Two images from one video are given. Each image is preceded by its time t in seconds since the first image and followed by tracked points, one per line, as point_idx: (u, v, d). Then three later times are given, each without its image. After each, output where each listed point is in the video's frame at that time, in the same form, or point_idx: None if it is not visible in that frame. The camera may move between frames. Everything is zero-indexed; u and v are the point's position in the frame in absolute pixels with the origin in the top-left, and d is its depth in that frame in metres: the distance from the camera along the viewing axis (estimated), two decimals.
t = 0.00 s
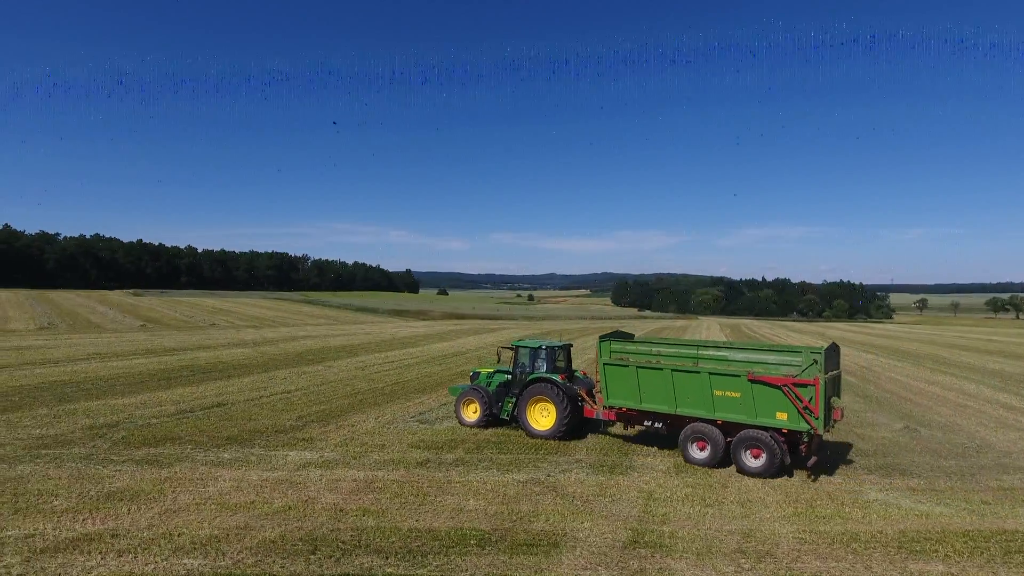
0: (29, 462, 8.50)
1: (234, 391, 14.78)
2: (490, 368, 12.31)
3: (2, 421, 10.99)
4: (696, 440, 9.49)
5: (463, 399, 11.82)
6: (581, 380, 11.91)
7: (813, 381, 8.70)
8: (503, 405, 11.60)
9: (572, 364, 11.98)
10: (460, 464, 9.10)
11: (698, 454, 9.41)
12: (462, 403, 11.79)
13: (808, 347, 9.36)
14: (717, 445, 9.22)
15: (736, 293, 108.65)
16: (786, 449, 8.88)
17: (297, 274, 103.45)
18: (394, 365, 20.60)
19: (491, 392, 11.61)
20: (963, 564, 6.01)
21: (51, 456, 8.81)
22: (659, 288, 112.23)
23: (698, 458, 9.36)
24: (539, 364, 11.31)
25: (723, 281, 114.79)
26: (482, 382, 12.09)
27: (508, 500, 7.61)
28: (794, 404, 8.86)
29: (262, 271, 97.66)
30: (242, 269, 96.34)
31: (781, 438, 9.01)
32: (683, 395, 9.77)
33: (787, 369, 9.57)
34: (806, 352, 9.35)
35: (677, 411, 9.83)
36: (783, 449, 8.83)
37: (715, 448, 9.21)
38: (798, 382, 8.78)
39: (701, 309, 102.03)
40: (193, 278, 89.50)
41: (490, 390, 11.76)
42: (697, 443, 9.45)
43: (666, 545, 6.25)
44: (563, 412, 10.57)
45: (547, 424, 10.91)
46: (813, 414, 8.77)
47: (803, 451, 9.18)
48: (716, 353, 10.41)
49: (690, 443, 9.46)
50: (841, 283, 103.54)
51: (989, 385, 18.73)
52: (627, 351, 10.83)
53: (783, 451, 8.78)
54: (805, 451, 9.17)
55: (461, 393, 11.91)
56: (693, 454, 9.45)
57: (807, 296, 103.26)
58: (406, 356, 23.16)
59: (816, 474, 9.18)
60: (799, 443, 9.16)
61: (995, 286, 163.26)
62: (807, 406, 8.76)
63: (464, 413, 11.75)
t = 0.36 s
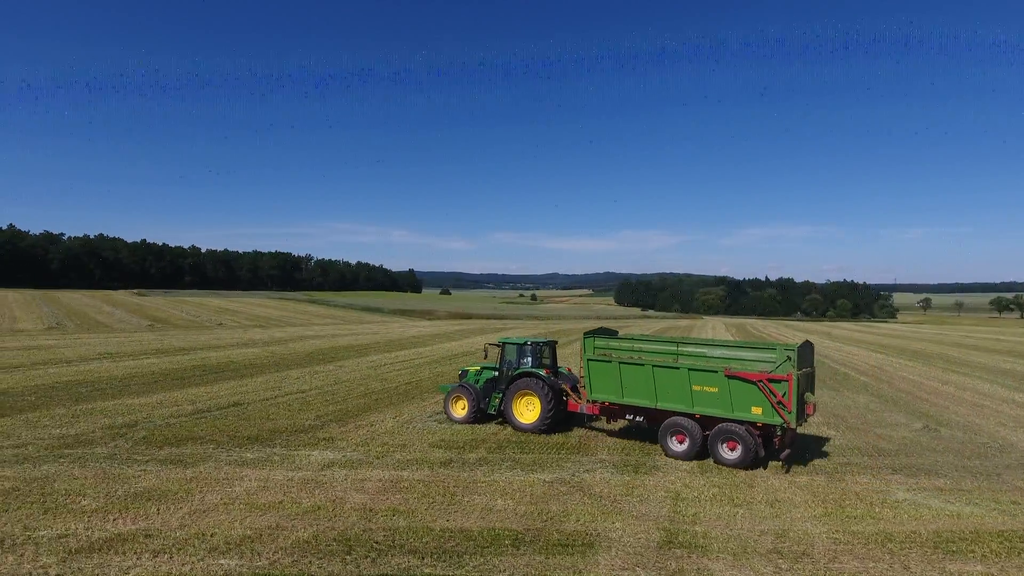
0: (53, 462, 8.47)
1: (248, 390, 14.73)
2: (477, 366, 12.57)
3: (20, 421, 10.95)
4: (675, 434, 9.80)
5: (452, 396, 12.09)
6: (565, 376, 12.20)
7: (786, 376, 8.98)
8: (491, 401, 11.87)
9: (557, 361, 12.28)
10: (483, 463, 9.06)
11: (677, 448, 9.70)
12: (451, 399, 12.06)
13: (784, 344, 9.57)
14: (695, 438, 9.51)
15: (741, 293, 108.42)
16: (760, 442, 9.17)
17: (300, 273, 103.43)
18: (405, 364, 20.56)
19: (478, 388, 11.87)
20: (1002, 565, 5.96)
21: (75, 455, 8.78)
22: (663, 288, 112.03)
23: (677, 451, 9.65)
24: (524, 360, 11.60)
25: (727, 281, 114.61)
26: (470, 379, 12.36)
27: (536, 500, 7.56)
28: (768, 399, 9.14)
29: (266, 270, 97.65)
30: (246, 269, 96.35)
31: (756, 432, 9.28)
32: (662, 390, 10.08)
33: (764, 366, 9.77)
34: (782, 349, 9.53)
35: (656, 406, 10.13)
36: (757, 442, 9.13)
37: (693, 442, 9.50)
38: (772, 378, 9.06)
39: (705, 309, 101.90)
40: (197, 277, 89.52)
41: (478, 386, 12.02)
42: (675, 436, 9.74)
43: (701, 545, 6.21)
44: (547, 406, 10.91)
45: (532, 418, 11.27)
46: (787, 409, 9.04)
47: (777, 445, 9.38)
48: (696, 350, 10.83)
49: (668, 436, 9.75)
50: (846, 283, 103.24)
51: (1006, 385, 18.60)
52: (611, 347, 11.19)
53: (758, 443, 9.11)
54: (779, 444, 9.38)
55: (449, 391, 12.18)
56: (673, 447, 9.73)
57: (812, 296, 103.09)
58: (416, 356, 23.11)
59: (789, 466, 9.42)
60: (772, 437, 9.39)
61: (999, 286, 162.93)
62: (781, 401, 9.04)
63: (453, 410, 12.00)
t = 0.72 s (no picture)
0: (76, 462, 8.41)
1: (261, 390, 14.67)
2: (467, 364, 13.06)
3: (38, 421, 10.89)
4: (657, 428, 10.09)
5: (442, 392, 12.55)
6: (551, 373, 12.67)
7: (763, 372, 9.34)
8: (479, 397, 12.32)
9: (543, 359, 12.77)
10: (507, 463, 9.00)
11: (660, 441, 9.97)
12: (441, 395, 12.51)
13: (761, 341, 9.96)
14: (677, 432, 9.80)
15: (744, 292, 108.16)
16: (737, 436, 9.50)
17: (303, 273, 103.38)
18: (415, 364, 20.52)
19: (467, 384, 12.34)
20: None
21: (97, 455, 8.72)
22: (666, 288, 111.84)
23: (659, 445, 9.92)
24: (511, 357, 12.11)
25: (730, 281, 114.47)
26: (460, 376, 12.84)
27: (565, 500, 7.51)
28: (745, 394, 9.51)
29: (269, 270, 97.58)
30: (249, 269, 96.29)
31: (734, 426, 9.64)
32: (645, 386, 10.44)
33: (741, 363, 10.02)
34: (759, 346, 9.92)
35: (639, 401, 10.50)
36: (735, 436, 9.47)
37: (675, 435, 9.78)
38: (750, 374, 9.40)
39: (708, 309, 101.81)
40: (199, 277, 89.48)
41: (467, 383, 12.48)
42: (657, 430, 10.02)
43: (738, 546, 6.15)
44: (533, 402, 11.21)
45: (518, 414, 11.52)
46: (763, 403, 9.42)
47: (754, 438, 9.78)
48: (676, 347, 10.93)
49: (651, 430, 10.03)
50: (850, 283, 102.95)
51: None
52: (595, 344, 11.41)
53: (736, 437, 9.45)
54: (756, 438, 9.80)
55: (440, 387, 12.64)
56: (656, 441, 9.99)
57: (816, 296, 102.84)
58: (425, 356, 23.05)
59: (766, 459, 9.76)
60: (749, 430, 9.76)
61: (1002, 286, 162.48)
62: (758, 396, 9.43)
63: (443, 405, 12.43)
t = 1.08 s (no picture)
0: (99, 463, 8.34)
1: (276, 390, 14.60)
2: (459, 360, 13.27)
3: (57, 422, 10.82)
4: (642, 423, 10.43)
5: (434, 388, 12.81)
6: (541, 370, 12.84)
7: (743, 368, 9.68)
8: (469, 394, 12.57)
9: (533, 356, 12.94)
10: (532, 464, 8.92)
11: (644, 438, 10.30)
12: (433, 391, 12.77)
13: (741, 338, 10.10)
14: (660, 427, 10.12)
15: (749, 292, 107.86)
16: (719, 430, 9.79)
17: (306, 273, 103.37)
18: (426, 364, 20.44)
19: (458, 382, 12.57)
20: None
21: (119, 456, 8.65)
22: (670, 288, 111.59)
23: (644, 441, 10.26)
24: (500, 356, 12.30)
25: (734, 281, 114.27)
26: (452, 372, 13.07)
27: (596, 501, 7.41)
28: (726, 389, 9.84)
29: (272, 270, 97.62)
30: (252, 269, 96.26)
31: (715, 420, 9.95)
32: (629, 382, 10.78)
33: (722, 358, 10.31)
34: (739, 342, 10.06)
35: (624, 397, 10.85)
36: (717, 431, 9.75)
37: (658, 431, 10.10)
38: (730, 369, 9.76)
39: (712, 309, 101.55)
40: (203, 277, 89.51)
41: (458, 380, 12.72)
42: (640, 426, 10.37)
43: (777, 549, 6.06)
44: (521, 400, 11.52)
45: (506, 411, 11.87)
46: (744, 398, 9.74)
47: (734, 431, 10.01)
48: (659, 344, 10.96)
49: (634, 426, 10.37)
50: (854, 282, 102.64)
51: None
52: (582, 343, 11.59)
53: (718, 432, 9.72)
54: (737, 431, 9.98)
55: (431, 383, 12.89)
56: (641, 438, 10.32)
57: (821, 296, 102.52)
58: (435, 356, 22.96)
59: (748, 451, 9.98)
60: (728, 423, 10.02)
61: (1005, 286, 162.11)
62: (738, 391, 9.75)
63: (434, 401, 12.72)
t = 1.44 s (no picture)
0: (121, 464, 8.23)
1: (289, 391, 14.50)
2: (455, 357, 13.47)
3: (75, 422, 10.72)
4: (626, 419, 10.65)
5: (429, 384, 13.04)
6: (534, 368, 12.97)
7: (725, 364, 9.83)
8: (462, 390, 12.78)
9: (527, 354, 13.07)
10: (556, 465, 8.82)
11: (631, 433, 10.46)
12: (427, 387, 13.01)
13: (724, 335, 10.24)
14: (646, 422, 10.30)
15: (752, 292, 107.64)
16: (702, 425, 9.98)
17: (309, 273, 103.29)
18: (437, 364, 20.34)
19: (452, 378, 12.78)
20: None
21: (141, 457, 8.55)
22: (673, 288, 111.38)
23: (630, 436, 10.41)
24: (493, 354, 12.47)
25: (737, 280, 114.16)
26: (447, 369, 13.28)
27: (628, 504, 7.29)
28: (709, 385, 9.99)
29: (274, 270, 97.63)
30: (254, 270, 96.20)
31: (699, 415, 10.10)
32: (615, 379, 10.94)
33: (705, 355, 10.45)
34: (722, 339, 10.19)
35: (610, 394, 11.00)
36: (700, 425, 9.95)
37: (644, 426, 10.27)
38: (712, 365, 9.92)
39: (715, 309, 101.37)
40: (206, 277, 89.51)
41: (451, 376, 12.94)
42: (627, 421, 10.54)
43: (821, 552, 5.94)
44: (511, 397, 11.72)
45: (497, 407, 12.09)
46: (727, 394, 9.90)
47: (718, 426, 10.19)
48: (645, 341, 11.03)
49: (620, 420, 10.53)
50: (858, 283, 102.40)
51: None
52: (571, 341, 11.69)
53: (701, 425, 9.93)
54: (720, 426, 10.19)
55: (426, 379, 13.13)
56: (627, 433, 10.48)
57: (824, 296, 102.27)
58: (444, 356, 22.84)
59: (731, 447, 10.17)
60: (711, 419, 10.21)
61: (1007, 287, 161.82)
62: (720, 386, 9.91)
63: (429, 397, 12.97)
